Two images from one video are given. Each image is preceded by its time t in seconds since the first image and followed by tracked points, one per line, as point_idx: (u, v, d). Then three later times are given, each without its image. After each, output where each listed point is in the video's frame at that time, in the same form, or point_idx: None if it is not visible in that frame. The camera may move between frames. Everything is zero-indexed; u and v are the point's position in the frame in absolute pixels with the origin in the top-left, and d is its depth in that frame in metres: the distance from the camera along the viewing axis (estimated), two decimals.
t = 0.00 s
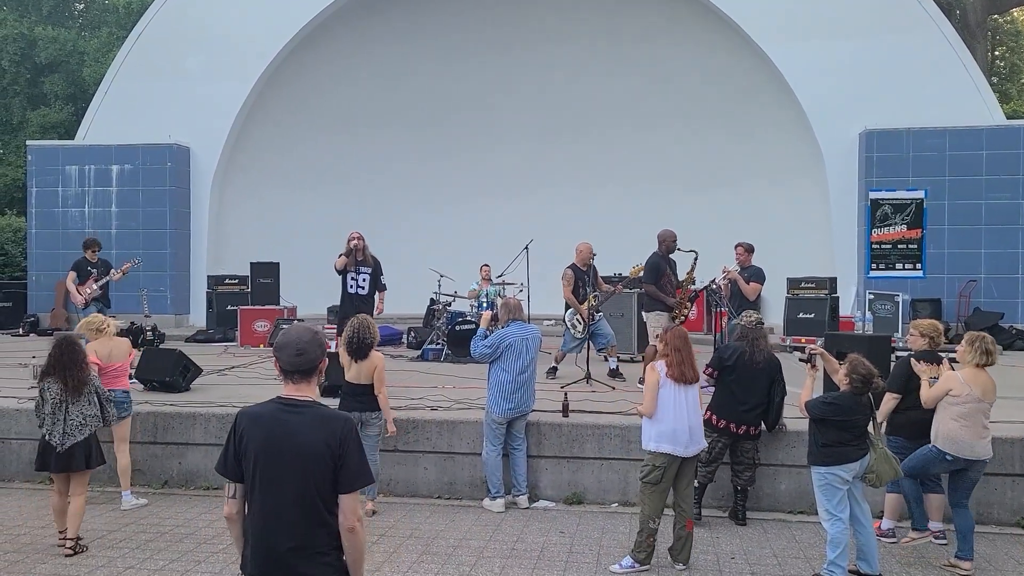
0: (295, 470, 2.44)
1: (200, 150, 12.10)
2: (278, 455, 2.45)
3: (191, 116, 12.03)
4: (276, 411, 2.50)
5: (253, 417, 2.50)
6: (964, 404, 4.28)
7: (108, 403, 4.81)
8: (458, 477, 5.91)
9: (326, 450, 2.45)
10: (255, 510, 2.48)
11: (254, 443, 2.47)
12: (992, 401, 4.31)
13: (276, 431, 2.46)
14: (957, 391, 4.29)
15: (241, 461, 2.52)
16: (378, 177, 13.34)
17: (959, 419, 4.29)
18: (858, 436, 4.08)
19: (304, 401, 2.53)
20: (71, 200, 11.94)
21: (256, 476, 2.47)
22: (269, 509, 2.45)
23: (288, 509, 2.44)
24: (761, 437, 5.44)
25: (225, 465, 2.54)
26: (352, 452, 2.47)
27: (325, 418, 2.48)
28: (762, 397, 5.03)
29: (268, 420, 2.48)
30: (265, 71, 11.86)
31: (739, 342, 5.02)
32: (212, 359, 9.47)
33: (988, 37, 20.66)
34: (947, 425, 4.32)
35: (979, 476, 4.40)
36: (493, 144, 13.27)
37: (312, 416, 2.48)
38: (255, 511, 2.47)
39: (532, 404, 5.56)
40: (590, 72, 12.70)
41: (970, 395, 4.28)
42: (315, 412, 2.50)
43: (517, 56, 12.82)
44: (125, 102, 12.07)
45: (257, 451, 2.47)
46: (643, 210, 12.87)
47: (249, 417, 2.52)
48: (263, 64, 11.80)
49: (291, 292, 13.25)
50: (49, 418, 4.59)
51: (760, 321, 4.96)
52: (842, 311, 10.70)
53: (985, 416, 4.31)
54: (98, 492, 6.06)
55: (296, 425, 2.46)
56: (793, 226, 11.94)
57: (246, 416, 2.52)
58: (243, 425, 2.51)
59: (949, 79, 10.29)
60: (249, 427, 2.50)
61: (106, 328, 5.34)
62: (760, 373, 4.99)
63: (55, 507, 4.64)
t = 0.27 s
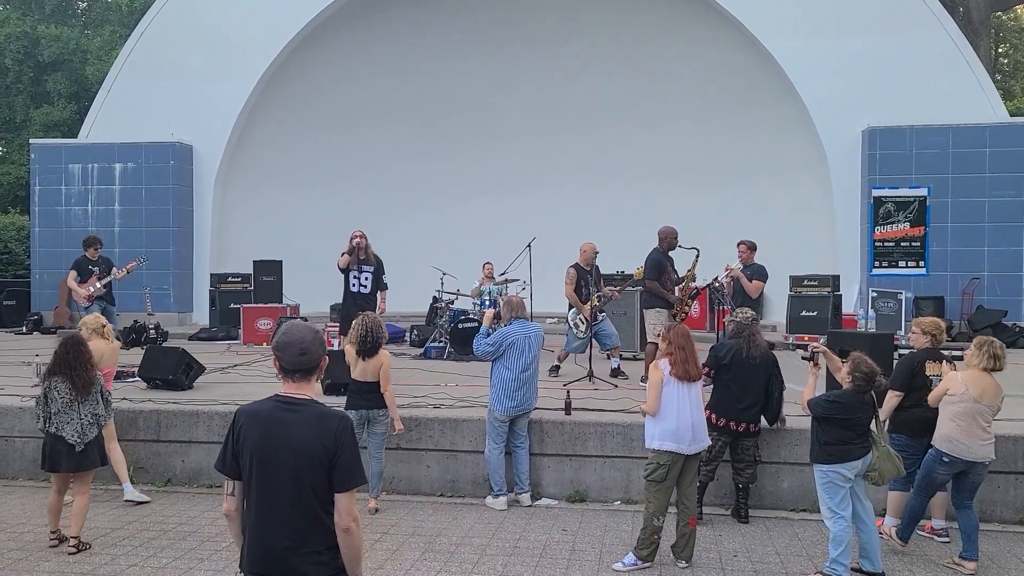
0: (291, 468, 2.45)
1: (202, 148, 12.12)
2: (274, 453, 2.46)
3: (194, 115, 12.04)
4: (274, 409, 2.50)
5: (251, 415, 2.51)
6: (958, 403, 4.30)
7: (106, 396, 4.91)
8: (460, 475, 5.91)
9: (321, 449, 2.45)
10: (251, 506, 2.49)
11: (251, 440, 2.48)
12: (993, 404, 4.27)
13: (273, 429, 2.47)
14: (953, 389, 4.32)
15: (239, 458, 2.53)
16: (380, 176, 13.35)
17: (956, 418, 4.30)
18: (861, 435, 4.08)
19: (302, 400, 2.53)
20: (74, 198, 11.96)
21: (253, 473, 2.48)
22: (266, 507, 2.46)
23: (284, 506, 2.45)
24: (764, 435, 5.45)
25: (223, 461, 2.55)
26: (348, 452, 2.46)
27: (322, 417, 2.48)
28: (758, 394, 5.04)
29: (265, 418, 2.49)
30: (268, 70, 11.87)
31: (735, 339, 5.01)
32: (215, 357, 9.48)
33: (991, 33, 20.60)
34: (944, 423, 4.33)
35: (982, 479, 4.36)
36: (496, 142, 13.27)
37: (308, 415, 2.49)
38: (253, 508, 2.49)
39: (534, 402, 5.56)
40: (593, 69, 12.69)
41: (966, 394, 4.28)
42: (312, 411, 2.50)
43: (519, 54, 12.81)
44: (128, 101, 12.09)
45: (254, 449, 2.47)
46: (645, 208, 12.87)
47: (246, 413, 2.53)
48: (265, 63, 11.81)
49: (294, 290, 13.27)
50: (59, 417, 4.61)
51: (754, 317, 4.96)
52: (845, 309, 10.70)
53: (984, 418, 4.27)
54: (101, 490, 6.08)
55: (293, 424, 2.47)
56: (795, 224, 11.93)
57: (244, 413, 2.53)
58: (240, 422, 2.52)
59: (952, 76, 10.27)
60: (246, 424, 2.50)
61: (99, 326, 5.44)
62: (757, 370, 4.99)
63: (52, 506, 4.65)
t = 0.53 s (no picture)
0: (311, 467, 2.45)
1: (205, 147, 12.13)
2: (293, 452, 2.46)
3: (196, 114, 12.05)
4: (288, 408, 2.50)
5: (264, 415, 2.50)
6: (959, 399, 4.30)
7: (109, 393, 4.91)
8: (462, 474, 5.92)
9: (340, 445, 2.47)
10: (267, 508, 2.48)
11: (268, 440, 2.47)
12: (993, 401, 4.28)
13: (289, 428, 2.47)
14: (954, 385, 4.32)
15: (251, 459, 2.50)
16: (382, 174, 13.35)
17: (956, 415, 4.29)
18: (863, 434, 4.08)
19: (315, 398, 2.54)
20: (77, 197, 11.98)
21: (269, 473, 2.47)
22: (283, 507, 2.46)
23: (302, 505, 2.46)
24: (765, 434, 5.45)
25: (234, 465, 2.51)
26: (365, 448, 2.50)
27: (339, 415, 2.50)
28: (752, 393, 5.03)
29: (281, 418, 2.49)
30: (270, 69, 11.88)
31: (725, 338, 4.99)
32: (217, 356, 9.50)
33: (994, 33, 20.55)
34: (945, 420, 4.33)
35: (983, 476, 4.35)
36: (498, 141, 13.26)
37: (325, 413, 2.50)
38: (268, 509, 2.48)
39: (536, 401, 5.56)
40: (595, 68, 12.68)
41: (967, 390, 4.28)
42: (326, 409, 2.51)
43: (522, 53, 12.81)
44: (131, 100, 12.11)
45: (271, 450, 2.46)
46: (647, 208, 12.86)
47: (258, 414, 2.51)
48: (267, 62, 11.81)
49: (296, 289, 13.28)
50: (60, 415, 4.61)
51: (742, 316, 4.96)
52: (848, 308, 10.68)
53: (984, 414, 4.28)
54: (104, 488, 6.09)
55: (310, 422, 2.47)
56: (798, 223, 11.92)
57: (255, 414, 2.51)
58: (253, 423, 2.50)
59: (954, 75, 10.25)
60: (261, 424, 2.49)
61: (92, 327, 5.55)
62: (750, 368, 4.97)
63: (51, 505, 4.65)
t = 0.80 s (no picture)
0: (340, 464, 2.46)
1: (205, 146, 12.14)
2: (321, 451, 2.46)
3: (197, 113, 12.06)
4: (312, 408, 2.50)
5: (288, 416, 2.48)
6: (958, 399, 4.30)
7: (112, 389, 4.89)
8: (463, 472, 5.93)
9: (368, 442, 2.50)
10: (294, 508, 2.47)
11: (296, 441, 2.45)
12: (990, 397, 4.31)
13: (315, 428, 2.47)
14: (953, 385, 4.32)
15: (275, 461, 2.47)
16: (382, 173, 13.35)
17: (957, 415, 4.29)
18: (862, 433, 4.08)
19: (336, 396, 2.55)
20: (78, 196, 11.99)
21: (296, 473, 2.46)
22: (312, 506, 2.46)
23: (331, 503, 2.47)
24: (766, 432, 5.47)
25: (257, 469, 2.46)
26: (389, 442, 2.55)
27: (363, 412, 2.52)
28: (738, 393, 5.01)
29: (306, 417, 2.48)
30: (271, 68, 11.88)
31: (709, 338, 4.97)
32: (218, 355, 9.51)
33: (994, 32, 20.54)
34: (945, 421, 4.32)
35: (979, 473, 4.37)
36: (498, 140, 13.27)
37: (350, 411, 2.52)
38: (295, 510, 2.46)
39: (537, 400, 5.56)
40: (595, 67, 12.68)
41: (966, 389, 4.29)
42: (349, 406, 2.53)
43: (522, 52, 12.81)
44: (131, 99, 12.12)
45: (299, 450, 2.45)
46: (647, 207, 12.86)
47: (280, 415, 2.49)
48: (268, 61, 11.82)
49: (297, 288, 13.29)
50: (60, 415, 4.63)
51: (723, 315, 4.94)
52: (848, 307, 10.69)
53: (984, 412, 4.30)
54: (105, 487, 6.11)
55: (337, 420, 2.48)
56: (799, 222, 11.92)
57: (276, 416, 2.49)
58: (276, 425, 2.47)
59: (955, 74, 10.25)
60: (284, 425, 2.47)
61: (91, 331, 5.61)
62: (735, 366, 4.95)
63: (53, 503, 4.67)
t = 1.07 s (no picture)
0: (357, 462, 2.47)
1: (205, 145, 12.13)
2: (338, 451, 2.46)
3: (196, 111, 12.06)
4: (326, 407, 2.50)
5: (303, 416, 2.48)
6: (958, 405, 4.26)
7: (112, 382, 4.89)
8: (462, 471, 5.93)
9: (383, 439, 2.52)
10: (311, 507, 2.47)
11: (312, 441, 2.45)
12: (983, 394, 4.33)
13: (331, 428, 2.47)
14: (951, 391, 4.26)
15: (291, 462, 2.46)
16: (382, 172, 13.35)
17: (958, 417, 4.25)
18: (860, 431, 4.09)
19: (349, 395, 2.55)
20: (77, 195, 11.99)
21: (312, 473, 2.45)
22: (329, 505, 2.46)
23: (348, 501, 2.47)
24: (764, 431, 5.48)
25: (273, 471, 2.45)
26: (403, 440, 2.57)
27: (377, 410, 2.54)
28: (723, 390, 4.95)
29: (321, 417, 2.48)
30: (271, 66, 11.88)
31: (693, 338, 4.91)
32: (218, 353, 9.52)
33: (994, 30, 20.54)
34: (945, 426, 4.28)
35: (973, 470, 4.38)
36: (498, 139, 13.27)
37: (364, 409, 2.52)
38: (313, 510, 2.47)
39: (536, 399, 5.56)
40: (595, 66, 12.67)
41: (965, 394, 4.26)
42: (363, 405, 2.54)
43: (521, 50, 12.80)
44: (131, 98, 12.11)
45: (315, 451, 2.45)
46: (647, 205, 12.86)
47: (294, 416, 2.48)
48: (267, 60, 11.82)
49: (296, 286, 13.30)
50: (60, 415, 4.63)
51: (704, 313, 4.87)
52: (847, 306, 10.69)
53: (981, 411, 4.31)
54: (105, 486, 6.11)
55: (352, 419, 2.49)
56: (798, 220, 11.92)
57: (290, 417, 2.48)
58: (290, 426, 2.47)
59: (954, 73, 10.25)
60: (300, 426, 2.47)
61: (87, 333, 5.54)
62: (719, 364, 4.89)
63: (53, 502, 4.68)
